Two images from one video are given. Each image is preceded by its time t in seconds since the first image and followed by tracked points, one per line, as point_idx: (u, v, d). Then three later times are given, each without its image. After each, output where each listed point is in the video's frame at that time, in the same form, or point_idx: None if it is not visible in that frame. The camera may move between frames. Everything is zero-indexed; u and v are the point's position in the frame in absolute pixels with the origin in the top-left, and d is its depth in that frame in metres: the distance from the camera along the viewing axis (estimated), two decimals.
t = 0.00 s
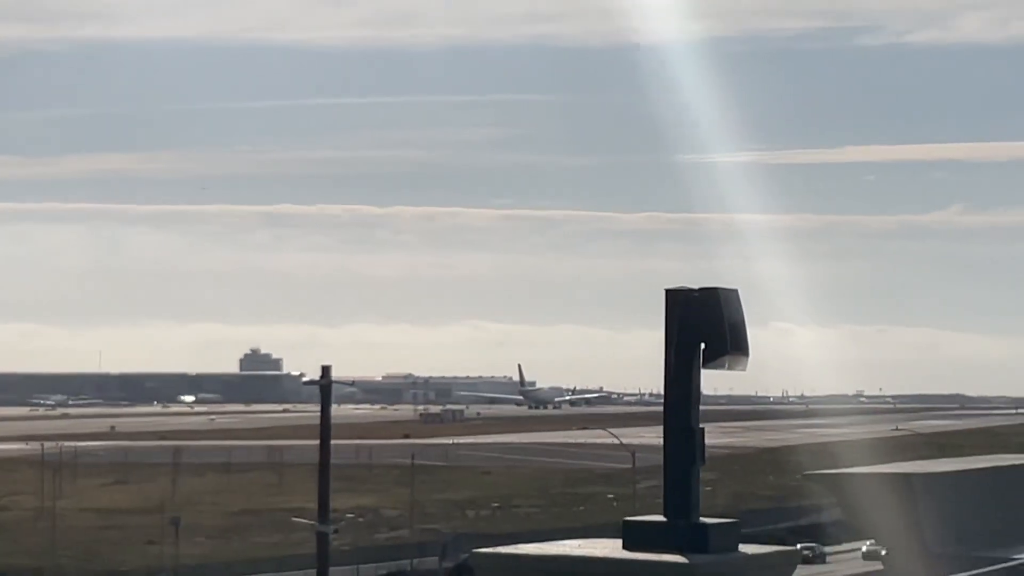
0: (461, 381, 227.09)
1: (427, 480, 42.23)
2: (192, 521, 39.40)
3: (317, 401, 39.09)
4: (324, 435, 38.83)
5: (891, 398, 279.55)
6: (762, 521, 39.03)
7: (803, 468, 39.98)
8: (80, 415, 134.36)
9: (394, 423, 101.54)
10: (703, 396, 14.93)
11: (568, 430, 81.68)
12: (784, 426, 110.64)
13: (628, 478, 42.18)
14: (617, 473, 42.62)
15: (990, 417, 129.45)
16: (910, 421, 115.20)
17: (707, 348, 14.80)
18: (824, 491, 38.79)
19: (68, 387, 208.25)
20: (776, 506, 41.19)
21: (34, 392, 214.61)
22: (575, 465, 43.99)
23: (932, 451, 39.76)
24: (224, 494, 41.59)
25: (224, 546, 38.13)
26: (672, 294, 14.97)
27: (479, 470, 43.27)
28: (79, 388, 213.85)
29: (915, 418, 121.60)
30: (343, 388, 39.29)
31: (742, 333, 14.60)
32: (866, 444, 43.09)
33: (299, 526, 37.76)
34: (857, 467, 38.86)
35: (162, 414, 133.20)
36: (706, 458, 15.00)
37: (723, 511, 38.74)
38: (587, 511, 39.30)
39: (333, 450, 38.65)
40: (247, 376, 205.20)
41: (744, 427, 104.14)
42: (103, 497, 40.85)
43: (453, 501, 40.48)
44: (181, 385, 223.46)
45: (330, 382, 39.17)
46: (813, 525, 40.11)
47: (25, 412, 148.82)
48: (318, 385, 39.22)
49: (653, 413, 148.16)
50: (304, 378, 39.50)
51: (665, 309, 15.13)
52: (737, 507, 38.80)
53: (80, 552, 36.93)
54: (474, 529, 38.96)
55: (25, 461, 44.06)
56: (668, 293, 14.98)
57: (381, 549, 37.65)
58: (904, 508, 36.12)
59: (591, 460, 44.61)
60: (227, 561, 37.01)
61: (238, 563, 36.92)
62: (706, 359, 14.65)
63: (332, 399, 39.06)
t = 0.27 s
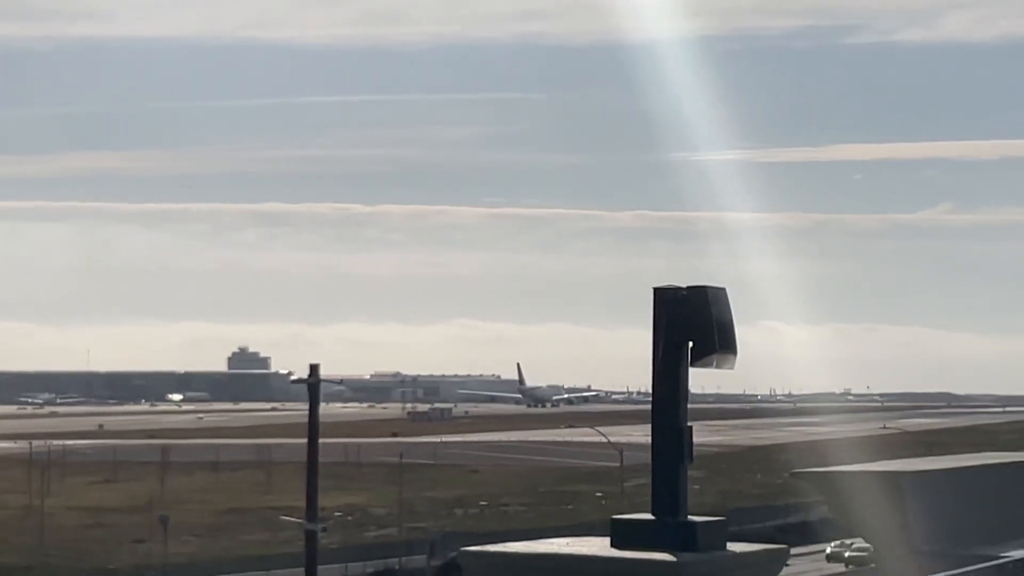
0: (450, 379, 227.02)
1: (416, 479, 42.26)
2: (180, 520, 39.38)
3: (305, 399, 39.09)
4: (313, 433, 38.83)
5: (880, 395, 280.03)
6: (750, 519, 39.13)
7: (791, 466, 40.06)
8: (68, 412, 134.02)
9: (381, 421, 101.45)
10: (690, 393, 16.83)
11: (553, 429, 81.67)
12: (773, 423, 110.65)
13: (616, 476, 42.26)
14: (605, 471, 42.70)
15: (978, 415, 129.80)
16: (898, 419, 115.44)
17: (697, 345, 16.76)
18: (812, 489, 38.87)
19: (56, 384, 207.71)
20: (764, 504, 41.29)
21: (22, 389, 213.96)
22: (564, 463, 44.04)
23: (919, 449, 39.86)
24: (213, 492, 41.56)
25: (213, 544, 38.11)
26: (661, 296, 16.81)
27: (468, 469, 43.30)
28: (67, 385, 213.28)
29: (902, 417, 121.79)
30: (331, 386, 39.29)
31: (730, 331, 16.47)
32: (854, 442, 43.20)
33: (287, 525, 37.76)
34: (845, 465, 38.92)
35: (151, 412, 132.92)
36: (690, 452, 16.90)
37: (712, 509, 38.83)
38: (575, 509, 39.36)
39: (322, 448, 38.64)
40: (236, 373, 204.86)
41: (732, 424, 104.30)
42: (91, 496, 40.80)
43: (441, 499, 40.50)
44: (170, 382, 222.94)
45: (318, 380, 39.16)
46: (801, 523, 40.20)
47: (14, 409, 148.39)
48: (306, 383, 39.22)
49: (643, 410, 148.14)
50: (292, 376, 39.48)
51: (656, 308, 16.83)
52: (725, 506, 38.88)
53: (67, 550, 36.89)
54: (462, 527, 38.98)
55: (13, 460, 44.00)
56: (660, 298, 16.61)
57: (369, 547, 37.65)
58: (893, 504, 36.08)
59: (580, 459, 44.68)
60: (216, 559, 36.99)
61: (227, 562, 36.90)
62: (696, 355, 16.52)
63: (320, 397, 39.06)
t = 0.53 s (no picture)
0: (441, 377, 227.13)
1: (403, 478, 42.24)
2: (167, 518, 39.35)
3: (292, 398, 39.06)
4: (300, 432, 38.81)
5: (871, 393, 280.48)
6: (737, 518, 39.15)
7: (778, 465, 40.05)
8: (58, 410, 133.91)
9: (371, 420, 101.61)
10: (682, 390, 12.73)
11: (543, 427, 81.76)
12: (763, 422, 110.82)
13: (604, 475, 42.27)
14: (592, 470, 42.71)
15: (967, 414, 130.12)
16: (886, 418, 115.70)
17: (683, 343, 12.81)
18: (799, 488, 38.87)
19: (46, 382, 207.36)
20: (751, 503, 41.31)
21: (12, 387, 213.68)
22: (551, 462, 44.03)
23: (906, 449, 39.86)
24: (200, 491, 41.55)
25: (200, 543, 38.10)
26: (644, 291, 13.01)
27: (455, 468, 43.27)
28: (58, 383, 213.09)
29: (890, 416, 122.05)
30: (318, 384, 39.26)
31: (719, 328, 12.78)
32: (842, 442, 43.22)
33: (273, 524, 37.75)
34: (830, 464, 38.92)
35: (141, 410, 133.10)
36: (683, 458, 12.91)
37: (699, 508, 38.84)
38: (562, 508, 39.36)
39: (308, 447, 38.62)
40: (228, 372, 204.88)
41: (722, 422, 104.63)
42: (78, 495, 40.78)
43: (428, 497, 40.50)
44: (160, 380, 222.72)
45: (305, 379, 39.12)
46: (787, 521, 40.17)
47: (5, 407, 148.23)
48: (294, 382, 39.20)
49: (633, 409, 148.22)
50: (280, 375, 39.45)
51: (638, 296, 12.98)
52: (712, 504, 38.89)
53: (53, 549, 36.86)
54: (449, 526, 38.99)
55: None
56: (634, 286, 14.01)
57: (356, 546, 37.67)
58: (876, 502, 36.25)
59: (567, 457, 44.68)
60: (202, 558, 36.97)
61: (214, 560, 36.90)
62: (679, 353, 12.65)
63: (307, 396, 39.04)
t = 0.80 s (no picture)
0: (429, 375, 227.11)
1: (390, 475, 42.26)
2: (153, 516, 39.30)
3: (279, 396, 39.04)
4: (286, 429, 38.80)
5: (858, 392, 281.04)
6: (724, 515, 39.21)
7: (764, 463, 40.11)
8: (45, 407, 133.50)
9: (358, 418, 101.55)
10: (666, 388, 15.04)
11: (529, 426, 81.63)
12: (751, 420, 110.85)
13: (590, 473, 42.35)
14: (579, 468, 42.78)
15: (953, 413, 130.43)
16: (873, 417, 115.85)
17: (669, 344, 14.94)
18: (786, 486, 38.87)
19: (33, 379, 206.72)
20: (738, 501, 41.39)
21: None
22: (538, 460, 44.10)
23: (892, 447, 39.94)
24: (186, 489, 41.50)
25: (186, 541, 38.07)
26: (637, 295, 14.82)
27: (441, 466, 43.30)
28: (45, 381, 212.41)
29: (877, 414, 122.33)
30: (305, 382, 39.25)
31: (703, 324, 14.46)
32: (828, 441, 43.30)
33: (259, 522, 37.71)
34: (817, 462, 38.99)
35: (128, 408, 132.88)
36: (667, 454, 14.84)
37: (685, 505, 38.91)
38: (548, 506, 39.42)
39: (295, 444, 38.58)
40: (216, 370, 204.64)
41: (709, 420, 104.75)
42: (64, 492, 40.71)
43: (414, 495, 40.52)
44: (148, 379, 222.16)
45: (292, 376, 39.11)
46: (774, 519, 40.24)
47: None
48: (280, 379, 39.19)
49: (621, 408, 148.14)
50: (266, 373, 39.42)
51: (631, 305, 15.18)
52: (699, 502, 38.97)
53: (39, 546, 36.79)
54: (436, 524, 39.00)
55: None
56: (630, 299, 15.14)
57: (342, 544, 37.63)
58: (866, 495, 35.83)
59: (554, 455, 44.75)
60: (189, 556, 36.92)
61: (200, 558, 36.86)
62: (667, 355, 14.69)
63: (294, 393, 39.02)
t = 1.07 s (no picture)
0: (420, 372, 227.41)
1: (376, 472, 42.30)
2: (141, 513, 39.29)
3: (266, 392, 39.01)
4: (274, 426, 38.78)
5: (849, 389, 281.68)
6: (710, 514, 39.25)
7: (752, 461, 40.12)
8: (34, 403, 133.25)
9: (348, 415, 101.80)
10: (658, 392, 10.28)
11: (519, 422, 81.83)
12: (740, 417, 111.09)
13: (577, 471, 42.38)
14: (566, 466, 42.81)
15: (941, 410, 130.96)
16: (863, 414, 116.10)
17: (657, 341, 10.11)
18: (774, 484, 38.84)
19: (25, 375, 206.56)
20: (724, 499, 41.43)
21: None
22: (525, 457, 44.13)
23: (878, 445, 39.98)
24: (173, 485, 41.51)
25: (173, 537, 38.06)
26: (616, 282, 10.49)
27: (428, 463, 43.34)
28: (36, 377, 212.23)
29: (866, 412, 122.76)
30: (292, 379, 39.22)
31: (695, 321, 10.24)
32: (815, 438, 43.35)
33: (246, 519, 37.72)
34: (804, 461, 39.00)
35: (120, 403, 133.01)
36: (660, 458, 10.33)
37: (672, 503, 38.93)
38: (535, 503, 39.43)
39: (282, 442, 38.55)
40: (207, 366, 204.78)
41: (698, 417, 105.07)
42: (50, 489, 40.69)
43: (400, 493, 40.53)
44: (139, 375, 222.07)
45: (279, 373, 39.09)
46: (760, 517, 40.25)
47: None
48: (267, 376, 39.18)
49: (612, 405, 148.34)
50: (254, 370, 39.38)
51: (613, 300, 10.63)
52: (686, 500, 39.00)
53: (27, 543, 36.79)
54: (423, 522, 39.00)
55: None
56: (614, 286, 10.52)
57: (330, 541, 37.65)
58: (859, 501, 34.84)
59: (540, 452, 44.79)
60: (176, 553, 36.92)
61: (188, 555, 36.88)
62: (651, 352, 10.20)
63: (281, 390, 38.98)
